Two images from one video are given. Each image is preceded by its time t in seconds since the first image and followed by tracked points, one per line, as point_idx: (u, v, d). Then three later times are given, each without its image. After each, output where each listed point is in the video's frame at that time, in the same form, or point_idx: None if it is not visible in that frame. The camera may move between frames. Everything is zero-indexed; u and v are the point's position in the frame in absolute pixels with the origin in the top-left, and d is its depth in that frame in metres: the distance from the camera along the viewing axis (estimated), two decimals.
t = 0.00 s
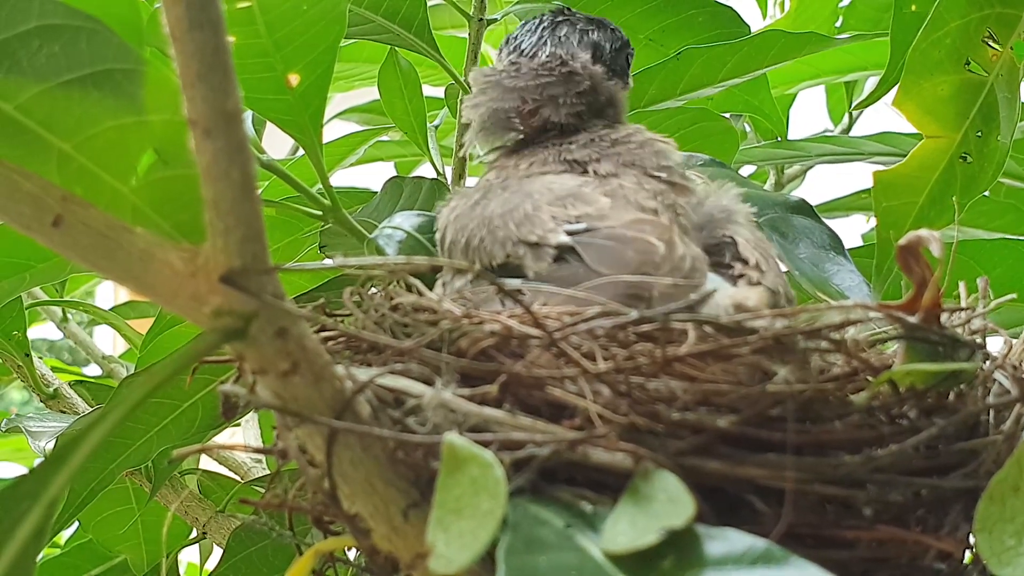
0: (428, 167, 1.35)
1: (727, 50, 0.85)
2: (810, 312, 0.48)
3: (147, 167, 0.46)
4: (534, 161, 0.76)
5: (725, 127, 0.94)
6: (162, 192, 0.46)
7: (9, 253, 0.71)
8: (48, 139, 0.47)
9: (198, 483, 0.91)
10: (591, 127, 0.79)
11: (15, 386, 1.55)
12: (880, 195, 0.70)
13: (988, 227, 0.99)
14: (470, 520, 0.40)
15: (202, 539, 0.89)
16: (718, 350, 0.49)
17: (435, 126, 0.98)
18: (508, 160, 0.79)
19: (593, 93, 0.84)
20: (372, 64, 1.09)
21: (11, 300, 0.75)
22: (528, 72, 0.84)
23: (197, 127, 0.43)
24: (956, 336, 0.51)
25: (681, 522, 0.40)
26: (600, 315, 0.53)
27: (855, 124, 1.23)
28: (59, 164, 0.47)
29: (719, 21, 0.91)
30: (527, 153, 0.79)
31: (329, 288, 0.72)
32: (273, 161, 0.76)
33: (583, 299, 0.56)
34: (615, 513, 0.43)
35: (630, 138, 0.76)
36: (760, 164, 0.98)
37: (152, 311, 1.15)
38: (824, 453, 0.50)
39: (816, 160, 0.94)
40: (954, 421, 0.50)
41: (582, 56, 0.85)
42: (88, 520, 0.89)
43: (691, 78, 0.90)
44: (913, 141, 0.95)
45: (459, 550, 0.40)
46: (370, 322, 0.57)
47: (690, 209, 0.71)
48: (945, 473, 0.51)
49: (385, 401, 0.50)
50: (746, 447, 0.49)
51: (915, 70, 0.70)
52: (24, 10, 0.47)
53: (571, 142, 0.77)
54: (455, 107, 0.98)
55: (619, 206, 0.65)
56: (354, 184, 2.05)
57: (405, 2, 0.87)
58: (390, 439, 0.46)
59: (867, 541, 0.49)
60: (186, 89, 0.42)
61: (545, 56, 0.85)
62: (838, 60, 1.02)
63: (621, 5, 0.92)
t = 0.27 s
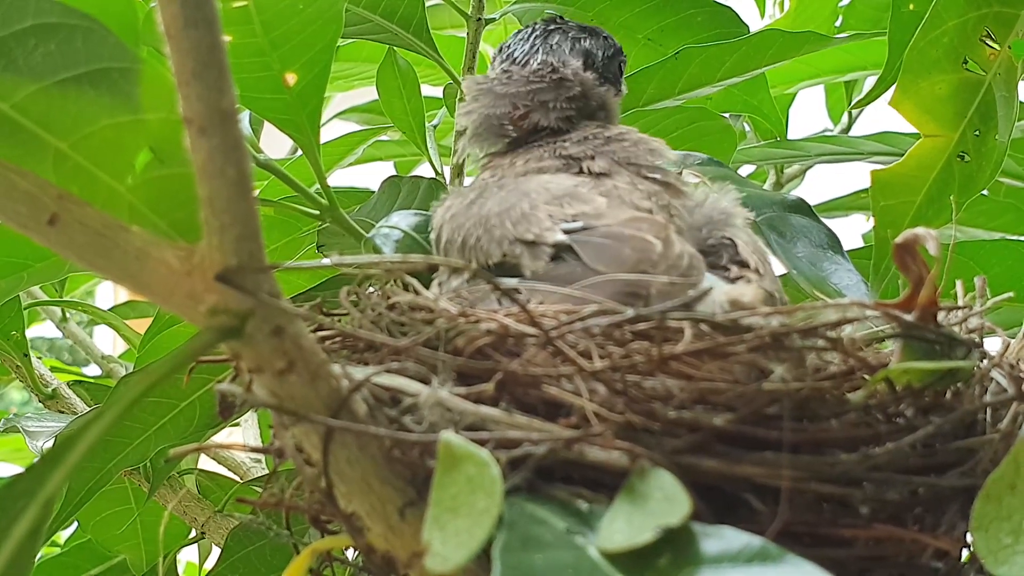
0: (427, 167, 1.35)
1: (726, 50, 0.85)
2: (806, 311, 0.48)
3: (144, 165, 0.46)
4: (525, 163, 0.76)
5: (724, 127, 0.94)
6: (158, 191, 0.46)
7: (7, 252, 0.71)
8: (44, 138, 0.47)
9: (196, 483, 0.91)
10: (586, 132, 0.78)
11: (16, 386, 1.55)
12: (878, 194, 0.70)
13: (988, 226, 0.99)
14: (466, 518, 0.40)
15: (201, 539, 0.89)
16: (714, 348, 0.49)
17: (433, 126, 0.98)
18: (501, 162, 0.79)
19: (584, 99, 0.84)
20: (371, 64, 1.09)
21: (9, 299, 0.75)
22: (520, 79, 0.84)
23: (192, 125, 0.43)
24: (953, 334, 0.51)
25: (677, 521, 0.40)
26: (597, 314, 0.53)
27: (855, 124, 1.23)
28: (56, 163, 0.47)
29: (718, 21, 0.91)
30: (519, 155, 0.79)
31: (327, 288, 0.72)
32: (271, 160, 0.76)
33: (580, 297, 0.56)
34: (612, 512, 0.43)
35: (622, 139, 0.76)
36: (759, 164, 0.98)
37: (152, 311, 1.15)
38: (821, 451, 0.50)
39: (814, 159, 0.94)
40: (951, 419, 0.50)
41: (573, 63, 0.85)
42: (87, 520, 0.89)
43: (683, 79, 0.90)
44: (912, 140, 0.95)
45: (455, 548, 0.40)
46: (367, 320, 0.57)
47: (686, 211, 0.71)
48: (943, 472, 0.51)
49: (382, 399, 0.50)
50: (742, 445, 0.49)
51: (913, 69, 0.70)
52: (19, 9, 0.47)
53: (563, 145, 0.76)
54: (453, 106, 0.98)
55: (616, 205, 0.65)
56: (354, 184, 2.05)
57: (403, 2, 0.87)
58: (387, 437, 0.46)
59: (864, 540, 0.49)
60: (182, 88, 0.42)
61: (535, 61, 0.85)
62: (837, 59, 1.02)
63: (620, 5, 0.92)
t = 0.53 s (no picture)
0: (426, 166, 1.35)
1: (724, 49, 0.85)
2: (804, 311, 0.48)
3: (142, 166, 0.46)
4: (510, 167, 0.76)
5: (722, 127, 0.94)
6: (154, 191, 0.46)
7: (5, 253, 0.70)
8: (41, 139, 0.47)
9: (195, 483, 0.91)
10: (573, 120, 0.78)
11: (15, 386, 1.55)
12: (876, 193, 0.70)
13: (987, 226, 0.99)
14: (464, 519, 0.40)
15: (199, 539, 0.89)
16: (713, 348, 0.49)
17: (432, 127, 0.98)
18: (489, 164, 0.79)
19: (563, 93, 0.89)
20: (370, 63, 1.09)
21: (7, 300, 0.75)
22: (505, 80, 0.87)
23: (189, 125, 0.43)
24: (951, 334, 0.52)
25: (674, 522, 0.40)
26: (595, 314, 0.53)
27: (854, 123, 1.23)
28: (52, 164, 0.47)
29: (717, 19, 0.91)
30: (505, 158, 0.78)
31: (325, 288, 0.72)
32: (268, 160, 0.76)
33: (578, 298, 0.56)
34: (610, 513, 0.43)
35: (605, 126, 0.76)
36: (758, 164, 0.98)
37: (151, 311, 1.15)
38: (819, 451, 0.50)
39: (814, 160, 0.93)
40: (950, 419, 0.50)
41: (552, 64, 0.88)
42: (85, 520, 0.89)
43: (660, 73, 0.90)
44: (911, 141, 0.95)
45: (453, 549, 0.40)
46: (365, 321, 0.57)
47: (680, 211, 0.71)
48: (941, 472, 0.51)
49: (379, 400, 0.50)
50: (741, 446, 0.49)
51: (911, 69, 0.69)
52: (15, 10, 0.47)
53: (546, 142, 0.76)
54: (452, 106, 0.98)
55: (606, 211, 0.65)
56: (353, 183, 2.05)
57: (401, 1, 0.87)
58: (384, 438, 0.46)
59: (862, 540, 0.49)
60: (179, 88, 0.42)
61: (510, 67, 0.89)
62: (836, 59, 1.02)
63: (618, 4, 0.92)
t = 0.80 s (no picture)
0: (426, 166, 1.35)
1: (726, 48, 0.85)
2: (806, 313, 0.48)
3: (142, 167, 0.46)
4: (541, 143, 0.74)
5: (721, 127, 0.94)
6: (155, 192, 0.46)
7: (6, 254, 0.70)
8: (41, 140, 0.47)
9: (195, 483, 0.91)
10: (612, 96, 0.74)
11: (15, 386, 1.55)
12: (879, 195, 0.70)
13: (988, 225, 0.99)
14: (466, 522, 0.40)
15: (200, 539, 0.88)
16: (714, 350, 0.49)
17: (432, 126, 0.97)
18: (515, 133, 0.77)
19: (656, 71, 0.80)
20: (370, 63, 1.09)
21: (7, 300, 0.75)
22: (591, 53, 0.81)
23: (190, 127, 0.43)
24: (953, 336, 0.52)
25: (677, 525, 0.40)
26: (596, 316, 0.53)
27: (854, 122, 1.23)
28: (52, 165, 0.46)
29: (717, 19, 0.91)
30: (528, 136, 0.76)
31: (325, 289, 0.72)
32: (269, 160, 0.76)
33: (579, 299, 0.56)
34: (612, 516, 0.43)
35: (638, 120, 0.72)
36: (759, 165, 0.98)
37: (150, 310, 1.15)
38: (821, 453, 0.50)
39: (813, 159, 0.94)
40: (952, 421, 0.49)
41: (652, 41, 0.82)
42: (85, 520, 0.89)
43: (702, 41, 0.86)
44: (912, 141, 0.95)
45: (454, 552, 0.39)
46: (367, 323, 0.57)
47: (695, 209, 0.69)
48: (943, 474, 0.51)
49: (380, 402, 0.50)
50: (742, 448, 0.49)
51: (913, 70, 0.69)
52: (17, 11, 0.47)
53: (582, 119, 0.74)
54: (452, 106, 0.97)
55: (624, 226, 0.64)
56: (353, 182, 2.05)
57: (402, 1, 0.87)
58: (386, 440, 0.46)
59: (864, 542, 0.49)
60: (180, 90, 0.42)
61: (604, 38, 0.82)
62: (837, 59, 1.02)
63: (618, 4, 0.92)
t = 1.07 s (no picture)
0: (427, 166, 1.35)
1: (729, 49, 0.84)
2: (810, 316, 0.48)
3: (146, 168, 0.46)
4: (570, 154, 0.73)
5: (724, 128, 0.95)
6: (159, 194, 0.46)
7: (9, 254, 0.70)
8: (45, 140, 0.47)
9: (197, 483, 0.91)
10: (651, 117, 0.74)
11: (15, 386, 1.55)
12: (884, 196, 0.70)
13: (989, 227, 0.99)
14: (470, 523, 0.40)
15: (201, 539, 0.88)
16: (718, 352, 0.49)
17: (434, 126, 0.97)
18: (551, 144, 0.76)
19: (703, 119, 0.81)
20: (372, 63, 1.09)
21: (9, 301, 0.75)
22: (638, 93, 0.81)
23: (195, 128, 0.43)
24: (957, 338, 0.51)
25: (681, 527, 0.40)
26: (600, 317, 0.53)
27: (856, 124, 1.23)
28: (57, 166, 0.46)
29: (720, 20, 0.90)
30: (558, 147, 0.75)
31: (328, 288, 0.72)
32: (273, 160, 0.76)
33: (582, 301, 0.56)
34: (615, 517, 0.43)
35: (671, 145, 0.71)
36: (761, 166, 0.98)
37: (152, 310, 1.15)
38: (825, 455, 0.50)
39: (815, 160, 0.94)
40: (956, 423, 0.49)
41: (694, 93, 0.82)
42: (87, 520, 0.89)
43: (736, 60, 0.87)
44: (914, 141, 0.95)
45: (458, 554, 0.39)
46: (371, 323, 0.57)
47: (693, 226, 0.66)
48: (946, 476, 0.51)
49: (384, 403, 0.50)
50: (746, 450, 0.49)
51: (917, 71, 0.70)
52: (21, 11, 0.47)
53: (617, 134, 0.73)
54: (455, 107, 0.97)
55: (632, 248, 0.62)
56: (354, 182, 2.05)
57: (404, 2, 0.87)
58: (390, 441, 0.46)
59: (867, 544, 0.49)
60: (185, 91, 0.42)
61: (646, 64, 0.84)
62: (839, 60, 1.01)
63: (620, 5, 0.91)
